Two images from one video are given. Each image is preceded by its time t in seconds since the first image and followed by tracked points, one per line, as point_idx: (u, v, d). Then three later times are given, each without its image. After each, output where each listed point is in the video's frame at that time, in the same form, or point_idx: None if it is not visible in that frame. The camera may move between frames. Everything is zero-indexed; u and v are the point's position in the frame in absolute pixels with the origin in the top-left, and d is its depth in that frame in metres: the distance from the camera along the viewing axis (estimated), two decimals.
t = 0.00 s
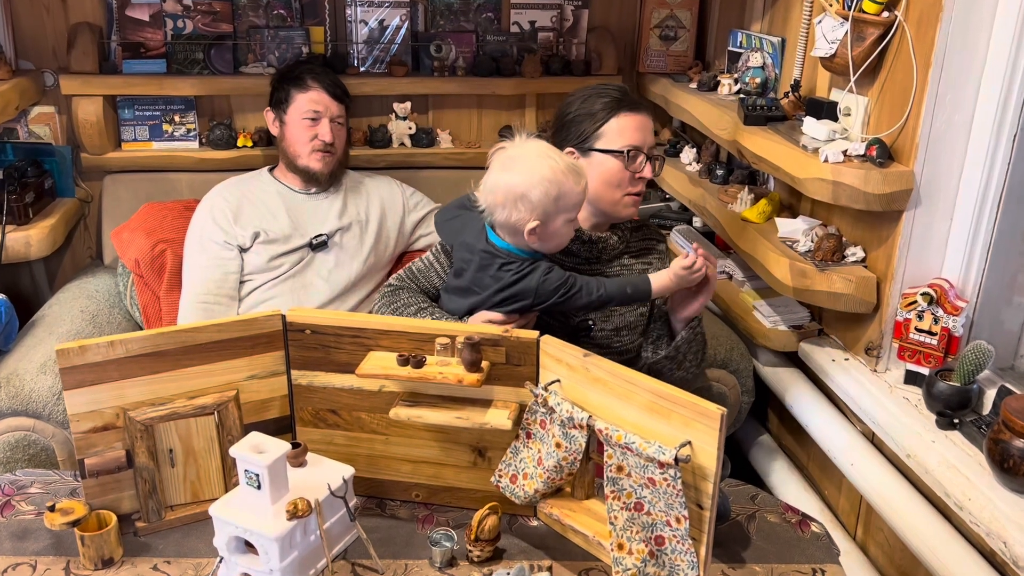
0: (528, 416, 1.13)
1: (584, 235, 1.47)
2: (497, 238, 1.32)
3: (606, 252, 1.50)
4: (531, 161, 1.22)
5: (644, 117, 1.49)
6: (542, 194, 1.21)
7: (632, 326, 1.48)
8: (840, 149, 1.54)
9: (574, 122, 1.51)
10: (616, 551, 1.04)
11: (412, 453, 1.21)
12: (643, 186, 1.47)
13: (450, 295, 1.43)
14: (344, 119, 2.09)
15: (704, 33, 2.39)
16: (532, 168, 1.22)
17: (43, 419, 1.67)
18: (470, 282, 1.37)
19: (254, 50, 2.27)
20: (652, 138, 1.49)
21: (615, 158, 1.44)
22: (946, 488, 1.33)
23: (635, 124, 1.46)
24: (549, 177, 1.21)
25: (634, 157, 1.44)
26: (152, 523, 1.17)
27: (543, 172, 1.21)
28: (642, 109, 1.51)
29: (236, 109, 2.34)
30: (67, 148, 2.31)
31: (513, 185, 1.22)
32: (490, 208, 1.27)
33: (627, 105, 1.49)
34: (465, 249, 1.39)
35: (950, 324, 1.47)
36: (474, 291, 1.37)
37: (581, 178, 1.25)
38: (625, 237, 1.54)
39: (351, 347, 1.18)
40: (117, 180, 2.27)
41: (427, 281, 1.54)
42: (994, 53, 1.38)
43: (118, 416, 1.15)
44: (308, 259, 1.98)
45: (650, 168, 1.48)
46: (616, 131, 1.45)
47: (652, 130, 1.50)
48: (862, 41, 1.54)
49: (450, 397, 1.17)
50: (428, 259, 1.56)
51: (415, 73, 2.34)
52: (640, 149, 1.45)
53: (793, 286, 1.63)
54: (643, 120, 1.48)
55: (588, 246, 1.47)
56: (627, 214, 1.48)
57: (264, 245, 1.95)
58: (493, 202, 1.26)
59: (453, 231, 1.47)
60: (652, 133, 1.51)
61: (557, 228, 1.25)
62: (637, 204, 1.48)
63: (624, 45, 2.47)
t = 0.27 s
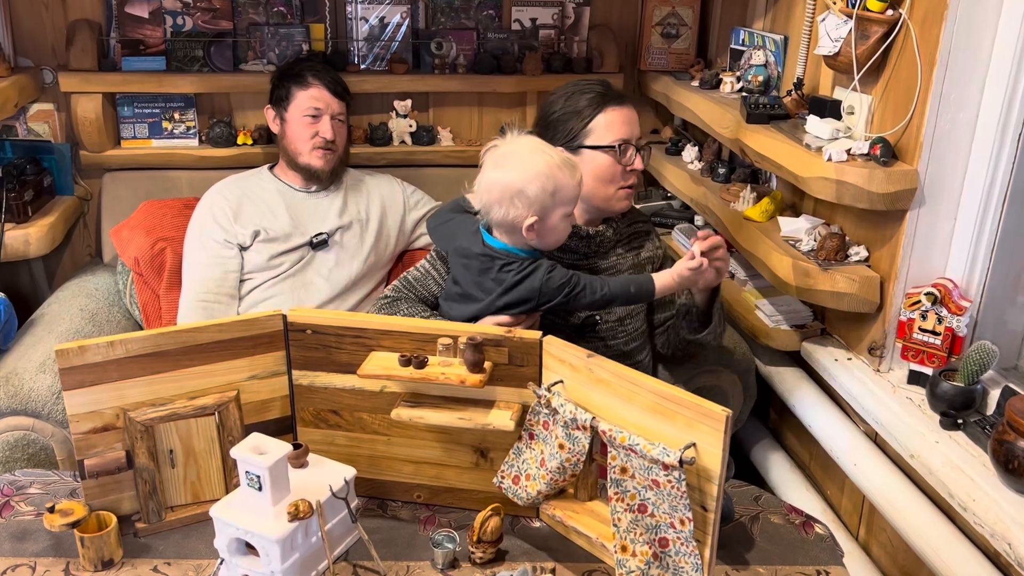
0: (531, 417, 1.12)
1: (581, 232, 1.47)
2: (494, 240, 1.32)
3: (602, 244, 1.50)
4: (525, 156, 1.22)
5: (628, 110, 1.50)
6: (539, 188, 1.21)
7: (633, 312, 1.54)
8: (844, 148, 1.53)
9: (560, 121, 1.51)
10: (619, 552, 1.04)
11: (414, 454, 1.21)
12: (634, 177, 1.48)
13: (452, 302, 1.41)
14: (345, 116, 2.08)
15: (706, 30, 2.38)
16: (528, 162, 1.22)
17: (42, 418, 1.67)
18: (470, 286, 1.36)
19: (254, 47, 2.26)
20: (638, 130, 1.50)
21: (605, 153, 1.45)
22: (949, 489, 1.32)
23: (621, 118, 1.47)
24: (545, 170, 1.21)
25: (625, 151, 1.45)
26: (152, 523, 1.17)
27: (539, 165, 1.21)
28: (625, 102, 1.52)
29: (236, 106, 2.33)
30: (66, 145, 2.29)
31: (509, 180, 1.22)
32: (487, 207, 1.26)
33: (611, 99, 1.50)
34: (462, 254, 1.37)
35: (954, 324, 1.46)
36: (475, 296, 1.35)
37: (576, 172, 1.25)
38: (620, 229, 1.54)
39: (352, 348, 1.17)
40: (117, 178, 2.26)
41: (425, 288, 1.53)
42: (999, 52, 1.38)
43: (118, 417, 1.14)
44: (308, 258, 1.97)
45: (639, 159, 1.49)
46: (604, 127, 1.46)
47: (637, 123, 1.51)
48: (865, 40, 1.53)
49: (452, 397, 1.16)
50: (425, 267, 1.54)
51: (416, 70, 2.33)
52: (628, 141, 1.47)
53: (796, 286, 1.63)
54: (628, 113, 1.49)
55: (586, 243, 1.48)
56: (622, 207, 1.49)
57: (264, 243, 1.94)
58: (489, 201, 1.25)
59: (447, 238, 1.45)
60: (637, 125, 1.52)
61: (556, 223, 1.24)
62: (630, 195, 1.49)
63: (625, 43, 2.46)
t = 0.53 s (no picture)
0: (534, 418, 1.12)
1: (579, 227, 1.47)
2: (495, 241, 1.31)
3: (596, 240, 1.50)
4: (522, 153, 1.22)
5: (616, 104, 1.50)
6: (537, 185, 1.20)
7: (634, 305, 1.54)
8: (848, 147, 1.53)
9: (549, 123, 1.50)
10: (624, 555, 1.03)
11: (417, 455, 1.20)
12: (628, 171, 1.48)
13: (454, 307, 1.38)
14: (345, 114, 2.07)
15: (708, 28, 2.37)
16: (525, 159, 1.21)
17: (42, 418, 1.66)
18: (474, 290, 1.33)
19: (254, 46, 2.25)
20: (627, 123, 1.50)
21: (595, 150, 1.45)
22: (953, 489, 1.31)
23: (608, 113, 1.47)
24: (544, 167, 1.20)
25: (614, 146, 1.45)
26: (154, 525, 1.16)
27: (537, 162, 1.21)
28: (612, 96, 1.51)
29: (236, 104, 2.32)
30: (65, 144, 2.27)
31: (507, 178, 1.21)
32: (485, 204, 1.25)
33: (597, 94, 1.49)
34: (462, 258, 1.35)
35: (957, 324, 1.46)
36: (479, 300, 1.33)
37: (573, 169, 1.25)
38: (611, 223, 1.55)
39: (355, 349, 1.17)
40: (116, 177, 2.24)
41: (425, 296, 1.52)
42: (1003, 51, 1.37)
43: (120, 418, 1.13)
44: (308, 257, 1.96)
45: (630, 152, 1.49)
46: (591, 125, 1.45)
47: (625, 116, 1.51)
48: (869, 38, 1.52)
49: (456, 398, 1.16)
50: (423, 274, 1.53)
51: (416, 68, 2.33)
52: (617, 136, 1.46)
53: (799, 285, 1.62)
54: (615, 107, 1.49)
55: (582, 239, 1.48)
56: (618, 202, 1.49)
57: (265, 242, 1.93)
58: (488, 200, 1.24)
59: (442, 243, 1.41)
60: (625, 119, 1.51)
61: (555, 219, 1.24)
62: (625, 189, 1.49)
63: (627, 41, 2.45)
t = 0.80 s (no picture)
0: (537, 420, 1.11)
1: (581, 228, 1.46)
2: (499, 244, 1.30)
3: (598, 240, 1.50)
4: (525, 156, 1.21)
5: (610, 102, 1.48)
6: (540, 188, 1.20)
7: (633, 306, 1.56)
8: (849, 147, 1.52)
9: (543, 126, 1.49)
10: (627, 558, 1.03)
11: (418, 456, 1.20)
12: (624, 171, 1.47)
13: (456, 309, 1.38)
14: (345, 114, 2.07)
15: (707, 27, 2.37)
16: (528, 162, 1.20)
17: (42, 420, 1.65)
18: (477, 293, 1.33)
19: (252, 45, 2.25)
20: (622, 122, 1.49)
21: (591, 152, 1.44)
22: (956, 490, 1.31)
23: (604, 113, 1.45)
24: (546, 171, 1.20)
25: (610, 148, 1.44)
26: (154, 528, 1.16)
27: (539, 165, 1.20)
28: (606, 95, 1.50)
29: (234, 104, 2.31)
30: (62, 143, 2.26)
31: (509, 181, 1.20)
32: (487, 207, 1.24)
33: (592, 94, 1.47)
34: (465, 261, 1.34)
35: (959, 324, 1.46)
36: (482, 303, 1.32)
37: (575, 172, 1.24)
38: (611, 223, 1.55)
39: (356, 351, 1.16)
40: (115, 176, 2.23)
41: (426, 299, 1.51)
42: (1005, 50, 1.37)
43: (120, 421, 1.13)
44: (308, 257, 1.95)
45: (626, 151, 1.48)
46: (587, 127, 1.44)
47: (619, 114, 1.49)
48: (870, 37, 1.52)
49: (457, 400, 1.15)
50: (424, 277, 1.52)
51: (415, 67, 2.32)
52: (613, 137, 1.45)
53: (800, 285, 1.62)
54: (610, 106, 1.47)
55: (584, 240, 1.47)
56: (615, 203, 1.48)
57: (265, 242, 1.93)
58: (490, 202, 1.24)
59: (443, 243, 1.40)
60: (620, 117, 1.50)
61: (557, 223, 1.24)
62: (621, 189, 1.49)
63: (626, 40, 2.45)
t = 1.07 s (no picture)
0: (539, 423, 1.11)
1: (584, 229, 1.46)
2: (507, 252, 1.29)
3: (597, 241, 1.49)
4: (534, 160, 1.21)
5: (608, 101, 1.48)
6: (548, 194, 1.19)
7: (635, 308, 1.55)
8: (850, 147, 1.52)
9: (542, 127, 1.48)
10: (631, 561, 1.03)
11: (420, 460, 1.19)
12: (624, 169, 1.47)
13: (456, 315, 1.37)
14: (344, 114, 2.06)
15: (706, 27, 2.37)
16: (536, 167, 1.20)
17: (40, 423, 1.64)
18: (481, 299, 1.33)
19: (250, 45, 2.24)
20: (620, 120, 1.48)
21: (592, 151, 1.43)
22: (957, 491, 1.31)
23: (603, 113, 1.45)
24: (555, 176, 1.19)
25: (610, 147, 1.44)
26: (155, 533, 1.15)
27: (548, 171, 1.20)
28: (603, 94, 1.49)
29: (232, 104, 2.30)
30: (60, 145, 2.26)
31: (518, 186, 1.20)
32: (494, 211, 1.24)
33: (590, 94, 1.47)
34: (471, 267, 1.33)
35: (960, 324, 1.46)
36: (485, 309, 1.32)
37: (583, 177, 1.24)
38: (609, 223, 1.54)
39: (357, 354, 1.16)
40: (112, 178, 2.22)
41: (427, 303, 1.50)
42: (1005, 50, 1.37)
43: (121, 426, 1.12)
44: (307, 259, 1.95)
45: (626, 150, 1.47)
46: (587, 127, 1.43)
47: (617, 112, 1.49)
48: (871, 37, 1.52)
49: (460, 404, 1.15)
50: (426, 280, 1.52)
51: (414, 67, 2.32)
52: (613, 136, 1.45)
53: (801, 286, 1.62)
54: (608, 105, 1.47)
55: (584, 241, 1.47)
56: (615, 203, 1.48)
57: (264, 244, 1.92)
58: (497, 206, 1.23)
59: (448, 249, 1.39)
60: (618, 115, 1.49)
61: (565, 228, 1.23)
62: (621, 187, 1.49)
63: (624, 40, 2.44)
